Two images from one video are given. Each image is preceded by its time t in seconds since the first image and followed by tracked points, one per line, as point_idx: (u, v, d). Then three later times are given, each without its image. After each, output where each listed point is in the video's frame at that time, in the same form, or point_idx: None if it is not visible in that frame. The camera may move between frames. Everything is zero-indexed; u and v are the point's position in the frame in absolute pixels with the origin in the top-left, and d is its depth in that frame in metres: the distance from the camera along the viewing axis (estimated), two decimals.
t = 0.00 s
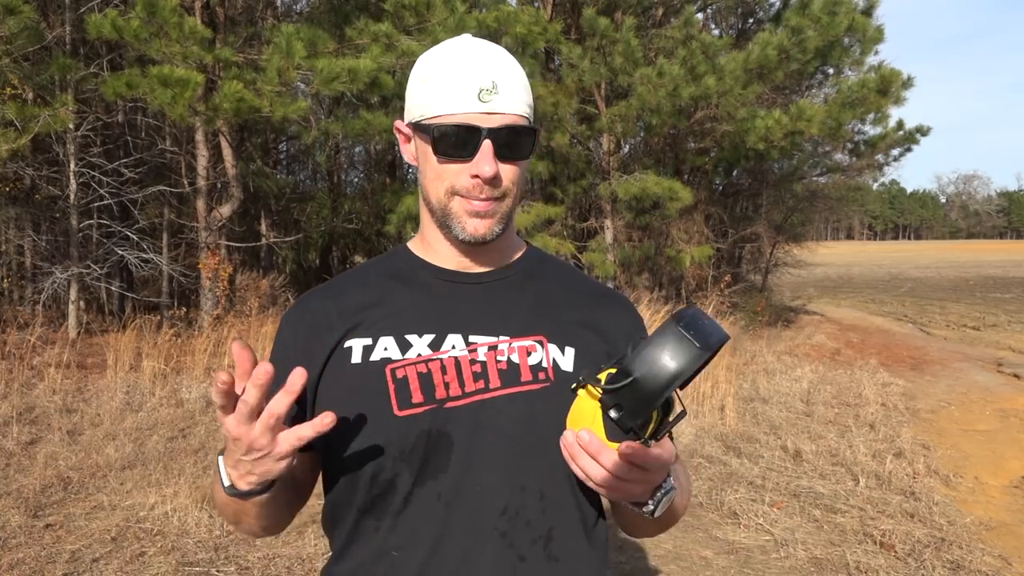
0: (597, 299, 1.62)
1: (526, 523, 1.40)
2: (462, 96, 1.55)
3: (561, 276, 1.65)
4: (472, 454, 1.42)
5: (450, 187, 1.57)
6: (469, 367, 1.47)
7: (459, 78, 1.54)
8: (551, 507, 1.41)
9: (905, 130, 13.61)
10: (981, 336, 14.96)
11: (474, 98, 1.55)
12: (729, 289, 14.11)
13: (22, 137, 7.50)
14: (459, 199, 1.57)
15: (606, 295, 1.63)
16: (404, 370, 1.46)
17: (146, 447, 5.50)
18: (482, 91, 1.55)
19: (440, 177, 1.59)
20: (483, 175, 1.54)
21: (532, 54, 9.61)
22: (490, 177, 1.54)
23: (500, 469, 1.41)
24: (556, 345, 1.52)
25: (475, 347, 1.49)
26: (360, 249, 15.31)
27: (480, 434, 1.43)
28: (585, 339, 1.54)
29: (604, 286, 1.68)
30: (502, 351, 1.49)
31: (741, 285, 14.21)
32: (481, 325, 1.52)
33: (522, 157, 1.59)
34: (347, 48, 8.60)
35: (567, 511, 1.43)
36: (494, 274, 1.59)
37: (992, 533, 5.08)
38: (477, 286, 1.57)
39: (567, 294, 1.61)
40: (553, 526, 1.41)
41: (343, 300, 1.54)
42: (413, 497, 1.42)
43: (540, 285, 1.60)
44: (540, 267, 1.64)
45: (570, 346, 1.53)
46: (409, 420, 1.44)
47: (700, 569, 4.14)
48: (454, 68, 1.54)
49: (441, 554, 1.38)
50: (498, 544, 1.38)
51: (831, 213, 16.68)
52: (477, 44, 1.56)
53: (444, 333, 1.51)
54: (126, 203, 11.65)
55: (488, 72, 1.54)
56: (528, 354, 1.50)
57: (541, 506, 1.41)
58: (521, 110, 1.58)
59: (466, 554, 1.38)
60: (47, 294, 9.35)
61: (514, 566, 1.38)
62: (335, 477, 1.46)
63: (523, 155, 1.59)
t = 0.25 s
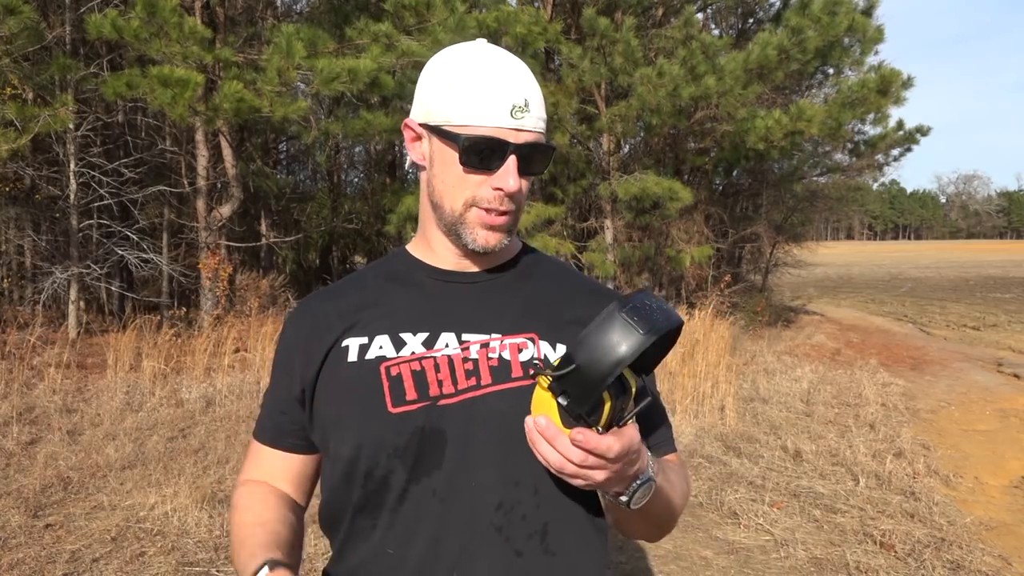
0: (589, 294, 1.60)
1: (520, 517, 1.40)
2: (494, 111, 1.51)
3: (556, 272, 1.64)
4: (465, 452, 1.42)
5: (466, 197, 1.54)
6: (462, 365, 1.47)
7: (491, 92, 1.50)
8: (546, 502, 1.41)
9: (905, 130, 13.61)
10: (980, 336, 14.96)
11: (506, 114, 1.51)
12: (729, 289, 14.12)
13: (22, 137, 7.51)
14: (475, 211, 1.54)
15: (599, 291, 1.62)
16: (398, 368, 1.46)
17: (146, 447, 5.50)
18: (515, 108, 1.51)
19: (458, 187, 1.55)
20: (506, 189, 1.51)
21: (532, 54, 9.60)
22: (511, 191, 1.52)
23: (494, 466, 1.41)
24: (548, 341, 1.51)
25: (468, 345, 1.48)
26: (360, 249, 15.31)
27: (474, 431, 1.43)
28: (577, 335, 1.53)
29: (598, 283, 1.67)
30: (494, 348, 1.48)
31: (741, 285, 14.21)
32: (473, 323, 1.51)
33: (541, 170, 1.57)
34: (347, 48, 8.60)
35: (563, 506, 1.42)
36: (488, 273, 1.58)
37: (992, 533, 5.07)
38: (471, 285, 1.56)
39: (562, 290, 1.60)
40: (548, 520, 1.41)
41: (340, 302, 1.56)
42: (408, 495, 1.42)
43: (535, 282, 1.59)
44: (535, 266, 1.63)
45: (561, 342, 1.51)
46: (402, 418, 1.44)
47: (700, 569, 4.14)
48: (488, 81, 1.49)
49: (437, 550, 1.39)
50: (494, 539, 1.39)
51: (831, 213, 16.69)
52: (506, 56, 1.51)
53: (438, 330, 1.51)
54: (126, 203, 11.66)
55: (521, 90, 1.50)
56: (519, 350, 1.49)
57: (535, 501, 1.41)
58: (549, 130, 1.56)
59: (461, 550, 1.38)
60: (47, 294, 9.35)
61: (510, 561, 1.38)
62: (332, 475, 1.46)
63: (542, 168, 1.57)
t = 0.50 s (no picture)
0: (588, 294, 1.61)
1: (521, 515, 1.40)
2: (496, 107, 1.51)
3: (555, 273, 1.65)
4: (469, 450, 1.42)
5: (465, 192, 1.55)
6: (466, 363, 1.47)
7: (493, 89, 1.51)
8: (546, 499, 1.41)
9: (905, 130, 13.61)
10: (981, 336, 14.96)
11: (508, 111, 1.51)
12: (729, 289, 14.12)
13: (22, 137, 7.51)
14: (473, 205, 1.55)
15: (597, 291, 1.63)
16: (403, 368, 1.46)
17: (146, 447, 5.51)
18: (517, 105, 1.52)
19: (457, 182, 1.55)
20: (504, 184, 1.51)
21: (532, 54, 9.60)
22: (509, 186, 1.52)
23: (497, 464, 1.41)
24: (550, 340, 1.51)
25: (471, 344, 1.48)
26: (360, 249, 15.31)
27: (477, 429, 1.43)
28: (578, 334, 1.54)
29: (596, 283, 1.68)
30: (497, 347, 1.49)
31: (741, 286, 14.21)
32: (477, 322, 1.52)
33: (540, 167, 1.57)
34: (347, 48, 8.60)
35: (563, 505, 1.43)
36: (491, 273, 1.58)
37: (992, 533, 5.07)
38: (474, 284, 1.56)
39: (561, 290, 1.61)
40: (549, 518, 1.41)
41: (344, 302, 1.55)
42: (410, 493, 1.42)
43: (535, 282, 1.60)
44: (535, 266, 1.64)
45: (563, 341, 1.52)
46: (406, 416, 1.44)
47: (700, 568, 4.14)
48: (491, 78, 1.50)
49: (439, 547, 1.39)
50: (495, 536, 1.39)
51: (831, 213, 16.69)
52: (508, 53, 1.52)
53: (441, 330, 1.51)
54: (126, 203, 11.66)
55: (523, 86, 1.51)
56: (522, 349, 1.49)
57: (536, 499, 1.41)
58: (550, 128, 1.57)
59: (463, 547, 1.39)
60: (47, 295, 9.35)
61: (510, 558, 1.38)
62: (335, 473, 1.46)
63: (542, 165, 1.57)
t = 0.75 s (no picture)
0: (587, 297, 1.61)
1: (521, 516, 1.40)
2: (489, 107, 1.51)
3: (554, 274, 1.64)
4: (467, 451, 1.42)
5: (459, 192, 1.55)
6: (464, 365, 1.47)
7: (485, 89, 1.51)
8: (546, 500, 1.41)
9: (905, 130, 13.60)
10: (981, 336, 14.96)
11: (500, 109, 1.51)
12: (729, 289, 14.12)
13: (22, 137, 7.51)
14: (467, 204, 1.55)
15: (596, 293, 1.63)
16: (401, 368, 1.46)
17: (146, 447, 5.51)
18: (509, 104, 1.51)
19: (452, 181, 1.56)
20: (498, 183, 1.51)
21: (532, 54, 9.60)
22: (504, 186, 1.52)
23: (495, 465, 1.41)
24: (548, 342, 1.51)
25: (470, 345, 1.48)
26: (360, 249, 15.31)
27: (476, 430, 1.43)
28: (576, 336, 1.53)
29: (595, 285, 1.67)
30: (495, 349, 1.48)
31: (741, 285, 14.21)
32: (475, 323, 1.51)
33: (534, 165, 1.57)
34: (347, 48, 8.60)
35: (563, 505, 1.43)
36: (490, 275, 1.58)
37: (992, 533, 5.08)
38: (472, 286, 1.56)
39: (560, 292, 1.61)
40: (549, 519, 1.41)
41: (342, 303, 1.55)
42: (410, 494, 1.42)
43: (533, 283, 1.60)
44: (534, 268, 1.63)
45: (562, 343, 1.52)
46: (405, 417, 1.44)
47: (700, 569, 4.14)
48: (483, 77, 1.50)
49: (438, 549, 1.39)
50: (495, 537, 1.39)
51: (831, 213, 16.69)
52: (501, 53, 1.52)
53: (440, 331, 1.50)
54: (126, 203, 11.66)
55: (515, 85, 1.51)
56: (521, 351, 1.49)
57: (535, 499, 1.41)
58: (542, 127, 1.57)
59: (463, 548, 1.39)
60: (47, 294, 9.35)
61: (511, 559, 1.38)
62: (333, 476, 1.46)
63: (536, 164, 1.57)
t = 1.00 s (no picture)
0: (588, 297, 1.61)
1: (521, 515, 1.40)
2: (458, 92, 1.55)
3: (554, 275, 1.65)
4: (467, 451, 1.42)
5: (441, 180, 1.58)
6: (464, 365, 1.47)
7: (455, 75, 1.55)
8: (546, 500, 1.42)
9: (905, 130, 13.60)
10: (981, 336, 14.96)
11: (469, 93, 1.54)
12: (729, 289, 14.12)
13: (22, 137, 7.51)
14: (450, 192, 1.58)
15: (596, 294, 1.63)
16: (401, 368, 1.46)
17: (146, 447, 5.51)
18: (478, 88, 1.54)
19: (433, 171, 1.59)
20: (474, 166, 1.54)
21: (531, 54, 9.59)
22: (481, 169, 1.54)
23: (495, 465, 1.42)
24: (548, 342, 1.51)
25: (470, 345, 1.48)
26: (360, 249, 15.31)
27: (476, 430, 1.43)
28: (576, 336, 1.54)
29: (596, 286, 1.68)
30: (495, 349, 1.48)
31: (741, 286, 14.21)
32: (475, 323, 1.51)
33: (515, 151, 1.58)
34: (347, 48, 8.61)
35: (563, 505, 1.43)
36: (491, 275, 1.58)
37: (992, 533, 5.07)
38: (472, 286, 1.56)
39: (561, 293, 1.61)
40: (549, 519, 1.41)
41: (341, 302, 1.55)
42: (409, 494, 1.42)
43: (533, 284, 1.60)
44: (533, 268, 1.64)
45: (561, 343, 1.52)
46: (404, 416, 1.44)
47: (699, 569, 4.14)
48: (450, 66, 1.55)
49: (439, 549, 1.39)
50: (495, 537, 1.39)
51: (831, 213, 16.69)
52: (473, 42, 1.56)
53: (440, 331, 1.50)
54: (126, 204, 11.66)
55: (483, 69, 1.54)
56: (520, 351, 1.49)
57: (535, 500, 1.41)
58: (517, 109, 1.57)
59: (463, 548, 1.38)
60: (47, 294, 9.35)
61: (511, 559, 1.38)
62: (332, 476, 1.46)
63: (517, 149, 1.58)
